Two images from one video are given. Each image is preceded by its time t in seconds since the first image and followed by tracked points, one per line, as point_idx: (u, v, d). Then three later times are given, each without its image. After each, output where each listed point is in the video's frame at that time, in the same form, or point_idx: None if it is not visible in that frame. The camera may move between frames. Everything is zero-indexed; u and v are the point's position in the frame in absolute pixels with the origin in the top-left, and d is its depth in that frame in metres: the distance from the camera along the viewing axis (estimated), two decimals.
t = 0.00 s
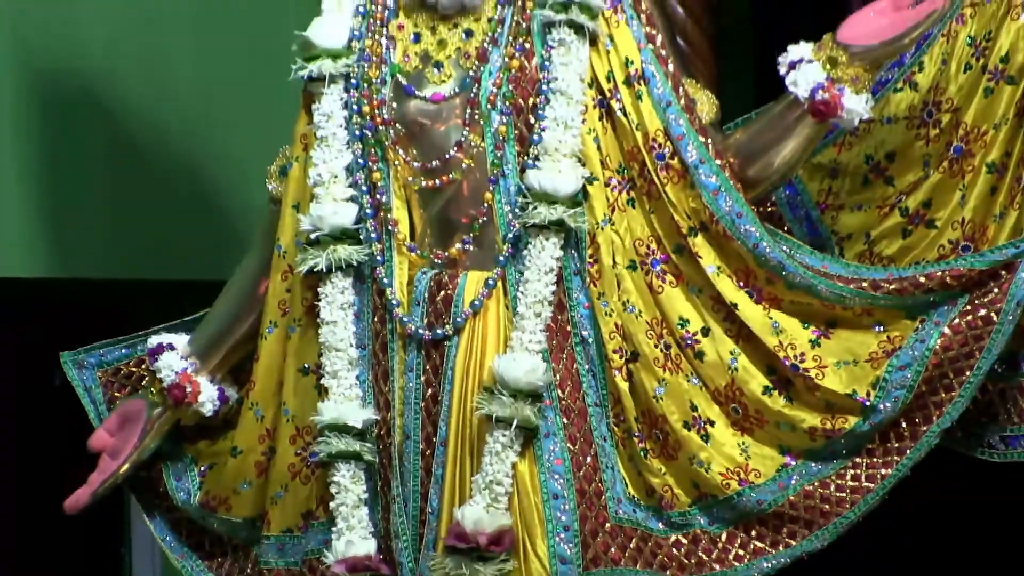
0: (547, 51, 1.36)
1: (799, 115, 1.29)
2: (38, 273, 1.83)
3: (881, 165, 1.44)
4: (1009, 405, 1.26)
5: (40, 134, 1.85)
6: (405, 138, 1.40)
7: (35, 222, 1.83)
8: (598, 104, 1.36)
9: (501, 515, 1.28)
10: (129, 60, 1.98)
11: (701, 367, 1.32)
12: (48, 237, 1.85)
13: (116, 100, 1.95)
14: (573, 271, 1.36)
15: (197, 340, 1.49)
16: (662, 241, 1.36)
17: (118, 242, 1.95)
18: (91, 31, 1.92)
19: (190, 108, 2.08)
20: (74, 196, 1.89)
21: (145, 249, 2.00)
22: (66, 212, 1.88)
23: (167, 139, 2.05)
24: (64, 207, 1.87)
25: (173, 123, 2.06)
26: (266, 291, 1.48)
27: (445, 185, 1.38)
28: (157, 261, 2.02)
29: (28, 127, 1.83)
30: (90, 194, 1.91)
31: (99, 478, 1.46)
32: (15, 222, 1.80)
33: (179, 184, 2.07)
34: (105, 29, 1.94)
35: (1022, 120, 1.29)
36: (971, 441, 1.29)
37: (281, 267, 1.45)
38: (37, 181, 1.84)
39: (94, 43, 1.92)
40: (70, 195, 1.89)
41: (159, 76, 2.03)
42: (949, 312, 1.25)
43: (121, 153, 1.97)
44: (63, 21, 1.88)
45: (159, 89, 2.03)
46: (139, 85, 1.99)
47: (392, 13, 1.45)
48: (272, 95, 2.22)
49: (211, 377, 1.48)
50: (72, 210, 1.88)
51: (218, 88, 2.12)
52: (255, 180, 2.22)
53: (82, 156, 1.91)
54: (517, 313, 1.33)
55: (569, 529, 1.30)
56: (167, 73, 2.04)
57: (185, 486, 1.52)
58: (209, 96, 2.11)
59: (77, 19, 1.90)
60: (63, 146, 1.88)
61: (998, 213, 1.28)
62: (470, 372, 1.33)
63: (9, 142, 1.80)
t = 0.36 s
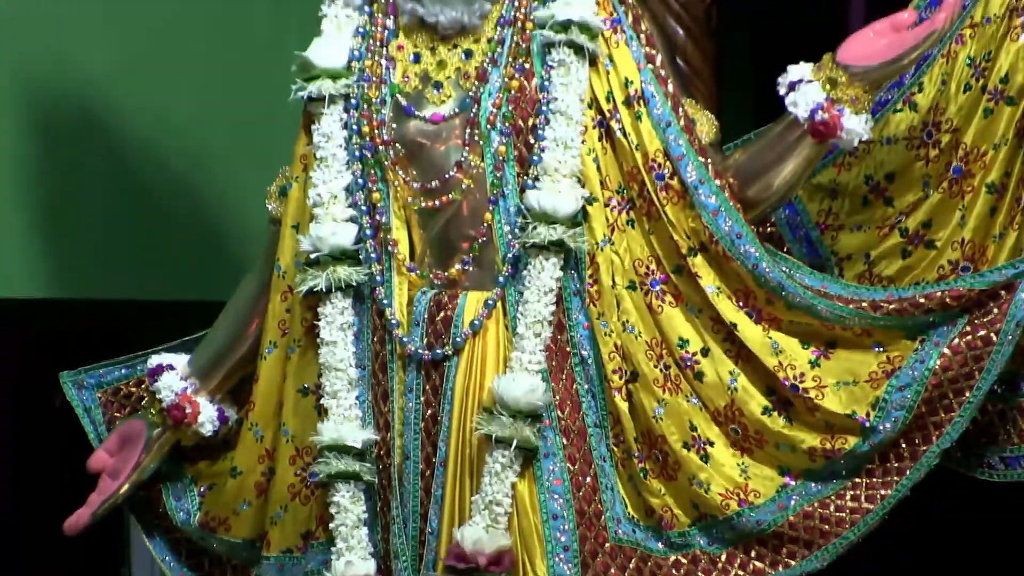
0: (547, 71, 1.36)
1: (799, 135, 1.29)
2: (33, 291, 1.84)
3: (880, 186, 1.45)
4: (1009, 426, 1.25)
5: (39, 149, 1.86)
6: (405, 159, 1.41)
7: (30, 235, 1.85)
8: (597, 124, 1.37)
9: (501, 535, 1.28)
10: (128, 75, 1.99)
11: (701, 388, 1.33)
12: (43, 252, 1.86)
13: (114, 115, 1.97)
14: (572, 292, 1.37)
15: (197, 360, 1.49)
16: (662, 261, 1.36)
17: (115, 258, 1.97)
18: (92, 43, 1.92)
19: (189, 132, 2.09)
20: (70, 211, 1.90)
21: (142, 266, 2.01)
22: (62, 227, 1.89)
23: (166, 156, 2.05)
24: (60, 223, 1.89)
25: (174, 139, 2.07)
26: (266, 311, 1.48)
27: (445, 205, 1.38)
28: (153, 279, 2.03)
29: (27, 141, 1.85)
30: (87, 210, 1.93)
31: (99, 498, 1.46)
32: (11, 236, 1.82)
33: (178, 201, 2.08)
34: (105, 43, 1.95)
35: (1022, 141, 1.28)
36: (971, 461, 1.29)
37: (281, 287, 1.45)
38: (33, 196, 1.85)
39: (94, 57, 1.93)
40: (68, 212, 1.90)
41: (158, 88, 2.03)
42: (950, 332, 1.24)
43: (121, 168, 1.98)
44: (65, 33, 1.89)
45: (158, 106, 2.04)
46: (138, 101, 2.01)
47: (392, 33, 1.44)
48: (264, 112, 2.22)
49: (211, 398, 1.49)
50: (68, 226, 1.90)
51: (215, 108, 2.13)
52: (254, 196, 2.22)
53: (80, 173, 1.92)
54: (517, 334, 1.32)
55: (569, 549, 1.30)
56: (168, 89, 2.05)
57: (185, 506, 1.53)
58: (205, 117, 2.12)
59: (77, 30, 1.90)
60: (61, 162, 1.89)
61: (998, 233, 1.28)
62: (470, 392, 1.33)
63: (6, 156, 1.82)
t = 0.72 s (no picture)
0: (547, 93, 1.36)
1: (799, 157, 1.29)
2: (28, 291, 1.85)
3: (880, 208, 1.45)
4: (1008, 448, 1.25)
5: (40, 164, 1.88)
6: (405, 181, 1.41)
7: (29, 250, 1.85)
8: (597, 146, 1.37)
9: (500, 558, 1.28)
10: (126, 85, 1.99)
11: (701, 411, 1.33)
12: (42, 267, 1.87)
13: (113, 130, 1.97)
14: (572, 314, 1.36)
15: (196, 383, 1.49)
16: (661, 284, 1.36)
17: (113, 268, 1.98)
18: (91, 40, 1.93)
19: (187, 137, 2.08)
20: (68, 228, 1.91)
21: (140, 287, 2.01)
22: (61, 244, 1.90)
23: (167, 175, 2.06)
24: (59, 240, 1.90)
25: (174, 149, 2.06)
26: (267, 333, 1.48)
27: (445, 228, 1.39)
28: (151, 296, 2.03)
29: (29, 155, 1.86)
30: (87, 229, 1.94)
31: (98, 521, 1.46)
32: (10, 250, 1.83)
33: (177, 217, 2.08)
34: (105, 53, 1.95)
35: (1022, 163, 1.29)
36: (971, 483, 1.29)
37: (280, 309, 1.46)
38: (32, 212, 1.86)
39: (94, 69, 1.94)
40: (67, 229, 1.91)
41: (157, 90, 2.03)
42: (949, 355, 1.24)
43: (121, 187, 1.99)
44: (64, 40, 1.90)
45: (158, 122, 2.04)
46: (138, 111, 2.01)
47: (392, 55, 1.45)
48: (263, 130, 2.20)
49: (210, 421, 1.49)
50: (67, 243, 1.91)
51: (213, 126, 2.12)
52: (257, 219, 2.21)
53: (80, 191, 1.93)
54: (516, 356, 1.32)
55: (569, 572, 1.30)
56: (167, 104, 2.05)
57: (185, 528, 1.53)
58: (204, 137, 2.11)
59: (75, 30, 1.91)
60: (61, 179, 1.91)
61: (997, 255, 1.29)
62: (470, 414, 1.33)
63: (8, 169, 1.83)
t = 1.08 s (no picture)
0: (547, 113, 1.37)
1: (799, 177, 1.29)
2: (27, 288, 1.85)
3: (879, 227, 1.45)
4: (1008, 467, 1.25)
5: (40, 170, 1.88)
6: (404, 201, 1.42)
7: (29, 255, 1.86)
8: (597, 165, 1.37)
9: None
10: (125, 97, 1.98)
11: (701, 429, 1.33)
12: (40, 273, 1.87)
13: (113, 143, 1.98)
14: (572, 333, 1.36)
15: (197, 402, 1.50)
16: (661, 303, 1.36)
17: (114, 268, 1.98)
18: (84, 55, 1.92)
19: (188, 153, 2.09)
20: (65, 235, 1.91)
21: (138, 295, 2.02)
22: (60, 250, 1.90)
23: (167, 193, 2.06)
24: (58, 246, 1.90)
25: (174, 161, 2.07)
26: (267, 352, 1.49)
27: (445, 246, 1.39)
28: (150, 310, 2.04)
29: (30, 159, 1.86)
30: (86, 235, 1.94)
31: (99, 539, 1.47)
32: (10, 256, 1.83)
33: (176, 231, 2.08)
34: (103, 66, 1.95)
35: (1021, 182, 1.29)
36: (971, 502, 1.29)
37: (281, 328, 1.46)
38: (31, 218, 1.86)
39: (94, 79, 1.94)
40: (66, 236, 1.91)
41: (156, 99, 2.03)
42: (949, 374, 1.25)
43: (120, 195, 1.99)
44: (63, 54, 1.90)
45: (158, 137, 2.04)
46: (135, 124, 2.00)
47: (392, 75, 1.46)
48: (263, 149, 2.21)
49: (211, 440, 1.50)
50: (66, 250, 1.91)
51: (217, 144, 2.13)
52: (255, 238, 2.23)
53: (79, 198, 1.94)
54: (517, 374, 1.33)
55: None
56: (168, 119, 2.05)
57: (185, 546, 1.53)
58: (206, 160, 2.12)
59: (71, 43, 1.90)
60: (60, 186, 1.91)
61: (998, 274, 1.29)
62: (470, 433, 1.33)
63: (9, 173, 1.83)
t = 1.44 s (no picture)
0: (547, 129, 1.37)
1: (799, 194, 1.30)
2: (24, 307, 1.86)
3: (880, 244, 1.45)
4: (1008, 483, 1.25)
5: (41, 175, 1.90)
6: (405, 217, 1.42)
7: (26, 259, 1.87)
8: (597, 181, 1.38)
9: None
10: (127, 120, 2.00)
11: (701, 445, 1.33)
12: (39, 278, 1.88)
13: (113, 160, 1.99)
14: (572, 349, 1.36)
15: (196, 416, 1.50)
16: (662, 319, 1.36)
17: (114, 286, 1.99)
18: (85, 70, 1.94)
19: (189, 170, 2.10)
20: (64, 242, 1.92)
21: (139, 304, 2.02)
22: (59, 256, 1.92)
23: (166, 210, 2.07)
24: (57, 252, 1.91)
25: (173, 177, 2.07)
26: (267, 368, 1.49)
27: (445, 262, 1.39)
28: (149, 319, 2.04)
29: (30, 165, 1.88)
30: (85, 242, 1.95)
31: (99, 555, 1.47)
32: (9, 259, 1.84)
33: (176, 248, 2.09)
34: (102, 88, 1.96)
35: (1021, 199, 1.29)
36: (971, 518, 1.29)
37: (281, 344, 1.46)
38: (29, 222, 1.88)
39: (95, 94, 1.95)
40: (65, 243, 1.93)
41: (156, 119, 2.04)
42: (949, 390, 1.24)
43: (121, 205, 2.00)
44: (63, 71, 1.91)
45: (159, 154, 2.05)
46: (136, 142, 2.02)
47: (392, 91, 1.47)
48: (263, 169, 2.20)
49: (210, 455, 1.50)
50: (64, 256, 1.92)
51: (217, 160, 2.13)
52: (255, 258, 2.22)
53: (78, 205, 1.95)
54: (517, 391, 1.33)
55: None
56: (166, 136, 2.06)
57: (185, 563, 1.53)
58: (205, 179, 2.12)
59: (72, 58, 1.92)
60: (61, 192, 1.92)
61: (998, 290, 1.29)
62: (470, 450, 1.33)
63: (9, 177, 1.86)
